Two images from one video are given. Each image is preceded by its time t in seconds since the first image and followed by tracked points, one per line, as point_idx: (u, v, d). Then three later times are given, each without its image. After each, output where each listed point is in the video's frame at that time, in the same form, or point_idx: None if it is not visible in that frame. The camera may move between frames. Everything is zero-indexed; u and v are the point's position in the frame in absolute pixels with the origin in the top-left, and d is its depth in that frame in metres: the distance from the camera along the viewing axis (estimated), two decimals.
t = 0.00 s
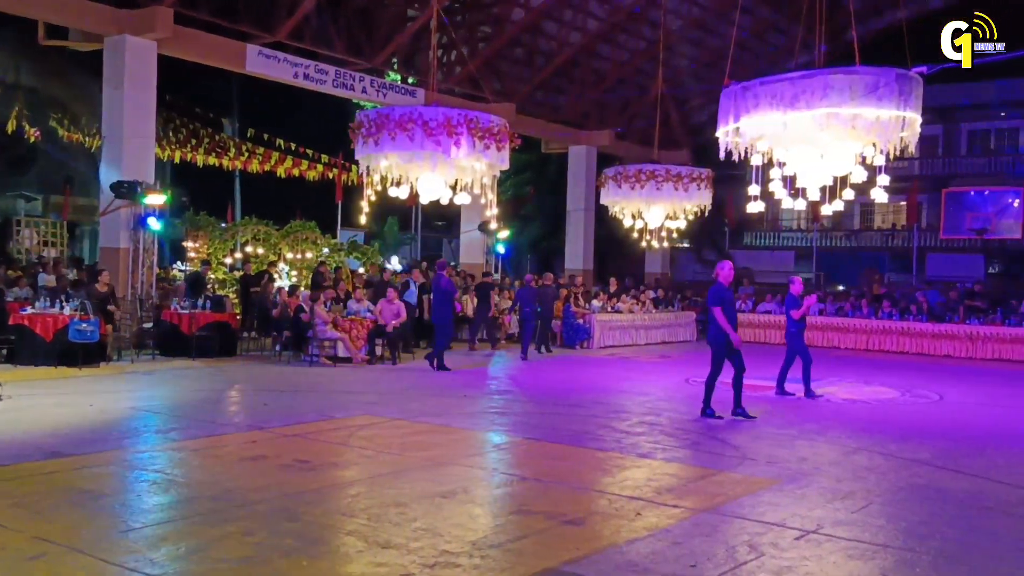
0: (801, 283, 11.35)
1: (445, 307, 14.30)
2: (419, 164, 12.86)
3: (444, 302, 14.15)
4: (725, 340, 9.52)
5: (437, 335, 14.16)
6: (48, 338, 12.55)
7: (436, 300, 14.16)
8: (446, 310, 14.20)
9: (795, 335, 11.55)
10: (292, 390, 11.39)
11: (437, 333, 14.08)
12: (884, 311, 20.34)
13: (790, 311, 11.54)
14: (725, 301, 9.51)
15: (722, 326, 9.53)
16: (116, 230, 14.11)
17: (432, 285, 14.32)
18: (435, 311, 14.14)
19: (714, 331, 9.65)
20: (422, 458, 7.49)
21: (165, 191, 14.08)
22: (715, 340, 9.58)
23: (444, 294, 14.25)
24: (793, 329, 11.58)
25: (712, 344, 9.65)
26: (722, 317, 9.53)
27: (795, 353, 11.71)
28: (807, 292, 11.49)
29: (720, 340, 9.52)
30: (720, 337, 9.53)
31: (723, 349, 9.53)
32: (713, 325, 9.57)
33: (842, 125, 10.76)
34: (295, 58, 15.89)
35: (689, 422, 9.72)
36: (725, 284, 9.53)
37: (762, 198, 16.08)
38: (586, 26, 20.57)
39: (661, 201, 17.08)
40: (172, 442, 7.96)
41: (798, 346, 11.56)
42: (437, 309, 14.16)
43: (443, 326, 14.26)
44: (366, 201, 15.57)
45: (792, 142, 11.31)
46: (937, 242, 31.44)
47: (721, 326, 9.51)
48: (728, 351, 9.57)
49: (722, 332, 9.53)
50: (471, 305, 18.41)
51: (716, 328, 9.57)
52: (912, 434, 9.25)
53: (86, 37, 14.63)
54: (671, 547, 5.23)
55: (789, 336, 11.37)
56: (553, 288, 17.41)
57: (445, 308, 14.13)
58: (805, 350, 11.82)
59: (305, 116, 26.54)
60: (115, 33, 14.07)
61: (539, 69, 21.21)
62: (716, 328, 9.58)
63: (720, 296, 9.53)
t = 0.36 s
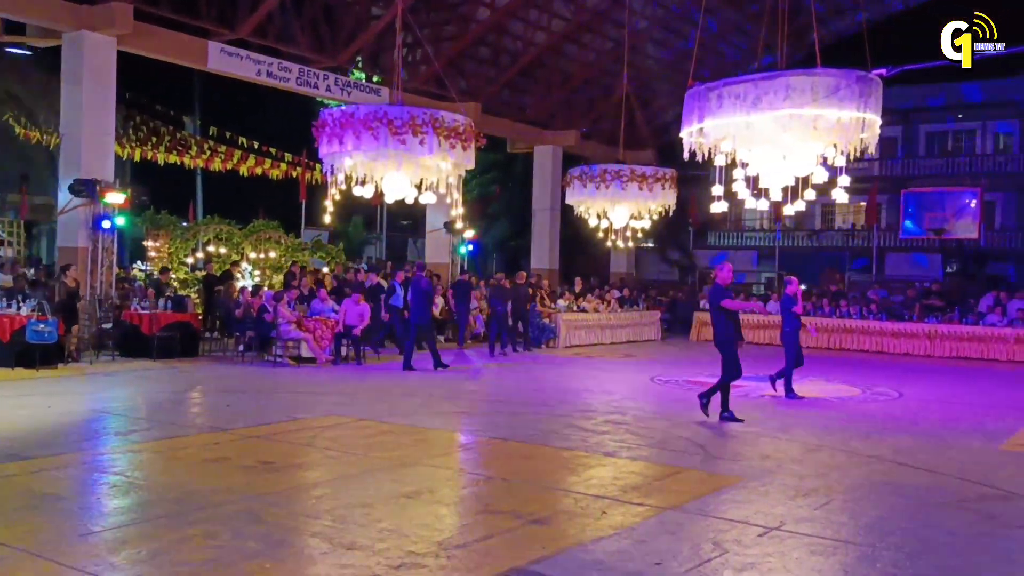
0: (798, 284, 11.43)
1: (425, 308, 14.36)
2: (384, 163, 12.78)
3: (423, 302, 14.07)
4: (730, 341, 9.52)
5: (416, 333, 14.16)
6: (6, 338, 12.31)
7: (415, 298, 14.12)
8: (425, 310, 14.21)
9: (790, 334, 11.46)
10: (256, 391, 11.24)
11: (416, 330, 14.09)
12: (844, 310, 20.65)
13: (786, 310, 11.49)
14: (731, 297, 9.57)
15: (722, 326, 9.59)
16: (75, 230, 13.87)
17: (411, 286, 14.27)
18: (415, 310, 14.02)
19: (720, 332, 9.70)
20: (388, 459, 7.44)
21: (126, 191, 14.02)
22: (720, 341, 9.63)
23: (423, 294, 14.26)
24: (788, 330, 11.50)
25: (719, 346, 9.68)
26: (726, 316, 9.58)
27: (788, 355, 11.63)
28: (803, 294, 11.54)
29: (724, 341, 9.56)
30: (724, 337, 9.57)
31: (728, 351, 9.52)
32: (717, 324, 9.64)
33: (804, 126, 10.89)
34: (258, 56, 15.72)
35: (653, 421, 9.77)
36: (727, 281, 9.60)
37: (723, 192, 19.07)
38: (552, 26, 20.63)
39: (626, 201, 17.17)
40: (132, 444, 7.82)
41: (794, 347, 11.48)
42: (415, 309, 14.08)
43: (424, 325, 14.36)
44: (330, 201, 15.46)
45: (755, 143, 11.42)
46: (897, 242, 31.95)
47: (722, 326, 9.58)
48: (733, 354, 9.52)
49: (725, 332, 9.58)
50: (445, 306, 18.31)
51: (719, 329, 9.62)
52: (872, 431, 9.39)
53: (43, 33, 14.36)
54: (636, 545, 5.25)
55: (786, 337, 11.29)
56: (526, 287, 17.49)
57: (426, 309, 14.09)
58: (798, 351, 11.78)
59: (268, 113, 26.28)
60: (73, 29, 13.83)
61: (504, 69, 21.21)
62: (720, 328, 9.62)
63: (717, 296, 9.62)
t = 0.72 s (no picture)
0: (796, 286, 11.43)
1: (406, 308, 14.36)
2: (349, 161, 12.69)
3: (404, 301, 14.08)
4: (732, 343, 9.24)
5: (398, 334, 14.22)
6: None
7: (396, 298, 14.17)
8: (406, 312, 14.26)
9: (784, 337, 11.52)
10: (219, 392, 11.08)
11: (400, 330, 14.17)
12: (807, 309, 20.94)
13: (783, 311, 11.48)
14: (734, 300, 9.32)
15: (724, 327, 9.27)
16: (33, 229, 13.64)
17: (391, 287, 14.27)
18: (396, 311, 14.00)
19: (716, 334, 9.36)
20: (353, 460, 7.39)
21: (86, 188, 13.79)
22: (718, 343, 9.30)
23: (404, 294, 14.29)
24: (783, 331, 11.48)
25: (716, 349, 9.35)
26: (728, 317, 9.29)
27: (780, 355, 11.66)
28: (800, 295, 11.55)
29: (726, 343, 9.25)
30: (726, 339, 9.26)
31: (729, 354, 9.24)
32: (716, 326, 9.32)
33: (766, 127, 11.01)
34: (220, 53, 15.52)
35: (618, 420, 9.81)
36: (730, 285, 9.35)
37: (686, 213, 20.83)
38: (517, 25, 20.63)
39: (591, 201, 17.23)
40: (92, 447, 7.68)
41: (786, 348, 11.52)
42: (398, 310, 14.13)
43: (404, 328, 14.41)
44: (294, 200, 15.36)
45: (718, 143, 11.51)
46: (858, 242, 32.36)
47: (724, 328, 9.25)
48: (735, 357, 9.26)
49: (726, 334, 9.26)
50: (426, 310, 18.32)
51: (718, 331, 9.30)
52: (833, 428, 9.52)
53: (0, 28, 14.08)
54: (601, 544, 5.27)
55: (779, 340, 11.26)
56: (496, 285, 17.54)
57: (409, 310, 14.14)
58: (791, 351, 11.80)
59: (231, 110, 25.97)
60: (31, 25, 13.56)
61: (470, 68, 21.16)
62: (719, 330, 9.30)
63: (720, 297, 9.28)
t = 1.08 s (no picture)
0: (789, 286, 11.47)
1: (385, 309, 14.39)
2: (317, 160, 12.59)
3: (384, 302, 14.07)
4: (731, 342, 9.17)
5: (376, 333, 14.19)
6: None
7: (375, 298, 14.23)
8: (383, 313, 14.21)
9: (780, 336, 11.59)
10: (184, 394, 10.93)
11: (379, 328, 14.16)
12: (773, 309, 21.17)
13: (778, 310, 11.59)
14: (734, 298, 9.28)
15: (725, 327, 9.21)
16: None
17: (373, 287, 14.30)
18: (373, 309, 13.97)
19: (717, 334, 9.27)
20: (321, 461, 7.34)
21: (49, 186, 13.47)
22: (718, 344, 9.22)
23: (383, 295, 14.30)
24: (780, 330, 11.60)
25: (716, 349, 9.26)
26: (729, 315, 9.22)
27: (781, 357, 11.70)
28: (794, 296, 11.59)
29: (727, 341, 9.17)
30: (726, 339, 9.18)
31: (728, 353, 9.19)
32: (716, 325, 9.24)
33: (734, 128, 11.10)
34: (186, 50, 15.33)
35: (587, 419, 9.84)
36: (732, 282, 9.36)
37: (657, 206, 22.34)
38: (486, 25, 20.59)
39: (560, 201, 17.27)
40: (55, 449, 7.55)
41: (785, 348, 11.58)
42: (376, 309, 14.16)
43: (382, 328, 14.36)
44: (261, 199, 15.24)
45: (686, 143, 11.59)
46: (824, 242, 32.73)
47: (724, 327, 9.18)
48: (736, 355, 9.19)
49: (726, 333, 9.20)
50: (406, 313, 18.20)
51: (719, 330, 9.22)
52: (798, 426, 9.64)
53: None
54: (571, 543, 5.28)
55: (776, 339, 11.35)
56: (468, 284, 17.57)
57: (387, 311, 14.11)
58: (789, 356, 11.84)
59: (196, 108, 25.70)
60: None
61: (438, 67, 21.11)
62: (720, 330, 9.23)
63: (721, 296, 9.23)
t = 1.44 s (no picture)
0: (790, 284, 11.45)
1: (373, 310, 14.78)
2: (283, 159, 12.48)
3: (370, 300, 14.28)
4: (734, 346, 9.04)
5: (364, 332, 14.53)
6: None
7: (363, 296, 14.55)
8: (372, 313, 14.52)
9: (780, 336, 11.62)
10: (148, 396, 10.77)
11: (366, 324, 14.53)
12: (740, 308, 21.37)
13: (778, 308, 11.60)
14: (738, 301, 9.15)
15: (727, 330, 9.08)
16: None
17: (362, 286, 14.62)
18: (357, 308, 14.21)
19: (721, 337, 9.15)
20: (288, 463, 7.27)
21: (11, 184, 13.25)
22: (721, 347, 9.11)
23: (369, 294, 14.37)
24: (779, 330, 11.64)
25: (720, 352, 9.15)
26: (733, 319, 9.08)
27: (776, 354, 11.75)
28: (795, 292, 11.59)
29: (730, 345, 9.04)
30: (729, 342, 9.06)
31: (733, 356, 9.04)
32: (718, 328, 9.13)
33: (701, 129, 11.20)
34: (150, 47, 15.12)
35: (555, 418, 9.85)
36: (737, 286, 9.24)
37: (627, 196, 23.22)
38: (454, 24, 20.51)
39: (529, 201, 17.27)
40: (16, 452, 7.42)
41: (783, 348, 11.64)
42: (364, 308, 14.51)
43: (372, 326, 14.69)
44: (227, 199, 15.09)
45: (654, 143, 11.63)
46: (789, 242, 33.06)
47: (726, 331, 9.06)
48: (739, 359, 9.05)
49: (728, 337, 9.07)
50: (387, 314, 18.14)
51: (722, 334, 9.10)
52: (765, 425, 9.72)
53: None
54: (540, 542, 5.28)
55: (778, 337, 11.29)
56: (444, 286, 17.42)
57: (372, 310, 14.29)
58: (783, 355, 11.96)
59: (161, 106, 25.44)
60: None
61: (407, 66, 21.01)
62: (723, 333, 9.11)
63: (724, 299, 9.10)
